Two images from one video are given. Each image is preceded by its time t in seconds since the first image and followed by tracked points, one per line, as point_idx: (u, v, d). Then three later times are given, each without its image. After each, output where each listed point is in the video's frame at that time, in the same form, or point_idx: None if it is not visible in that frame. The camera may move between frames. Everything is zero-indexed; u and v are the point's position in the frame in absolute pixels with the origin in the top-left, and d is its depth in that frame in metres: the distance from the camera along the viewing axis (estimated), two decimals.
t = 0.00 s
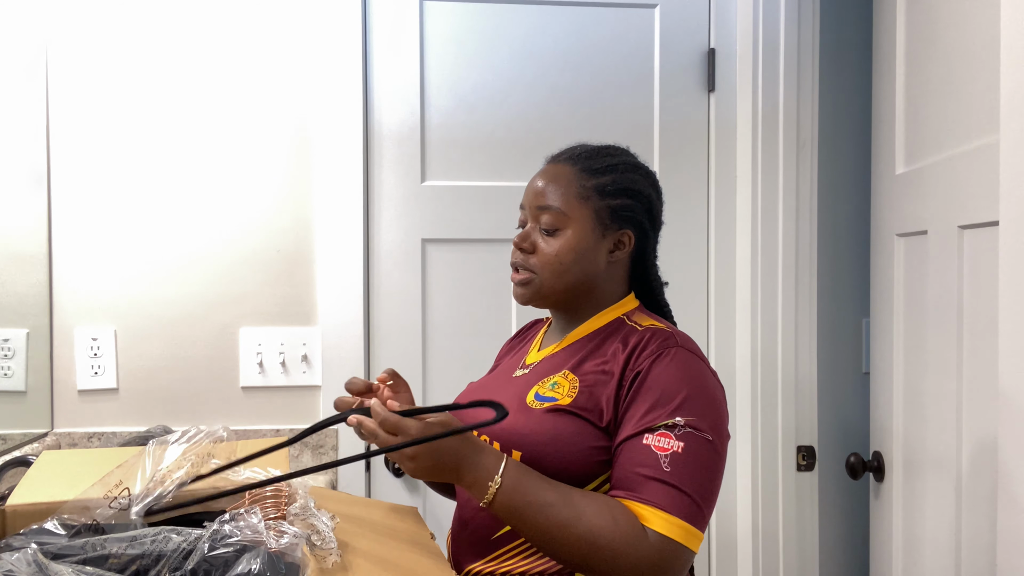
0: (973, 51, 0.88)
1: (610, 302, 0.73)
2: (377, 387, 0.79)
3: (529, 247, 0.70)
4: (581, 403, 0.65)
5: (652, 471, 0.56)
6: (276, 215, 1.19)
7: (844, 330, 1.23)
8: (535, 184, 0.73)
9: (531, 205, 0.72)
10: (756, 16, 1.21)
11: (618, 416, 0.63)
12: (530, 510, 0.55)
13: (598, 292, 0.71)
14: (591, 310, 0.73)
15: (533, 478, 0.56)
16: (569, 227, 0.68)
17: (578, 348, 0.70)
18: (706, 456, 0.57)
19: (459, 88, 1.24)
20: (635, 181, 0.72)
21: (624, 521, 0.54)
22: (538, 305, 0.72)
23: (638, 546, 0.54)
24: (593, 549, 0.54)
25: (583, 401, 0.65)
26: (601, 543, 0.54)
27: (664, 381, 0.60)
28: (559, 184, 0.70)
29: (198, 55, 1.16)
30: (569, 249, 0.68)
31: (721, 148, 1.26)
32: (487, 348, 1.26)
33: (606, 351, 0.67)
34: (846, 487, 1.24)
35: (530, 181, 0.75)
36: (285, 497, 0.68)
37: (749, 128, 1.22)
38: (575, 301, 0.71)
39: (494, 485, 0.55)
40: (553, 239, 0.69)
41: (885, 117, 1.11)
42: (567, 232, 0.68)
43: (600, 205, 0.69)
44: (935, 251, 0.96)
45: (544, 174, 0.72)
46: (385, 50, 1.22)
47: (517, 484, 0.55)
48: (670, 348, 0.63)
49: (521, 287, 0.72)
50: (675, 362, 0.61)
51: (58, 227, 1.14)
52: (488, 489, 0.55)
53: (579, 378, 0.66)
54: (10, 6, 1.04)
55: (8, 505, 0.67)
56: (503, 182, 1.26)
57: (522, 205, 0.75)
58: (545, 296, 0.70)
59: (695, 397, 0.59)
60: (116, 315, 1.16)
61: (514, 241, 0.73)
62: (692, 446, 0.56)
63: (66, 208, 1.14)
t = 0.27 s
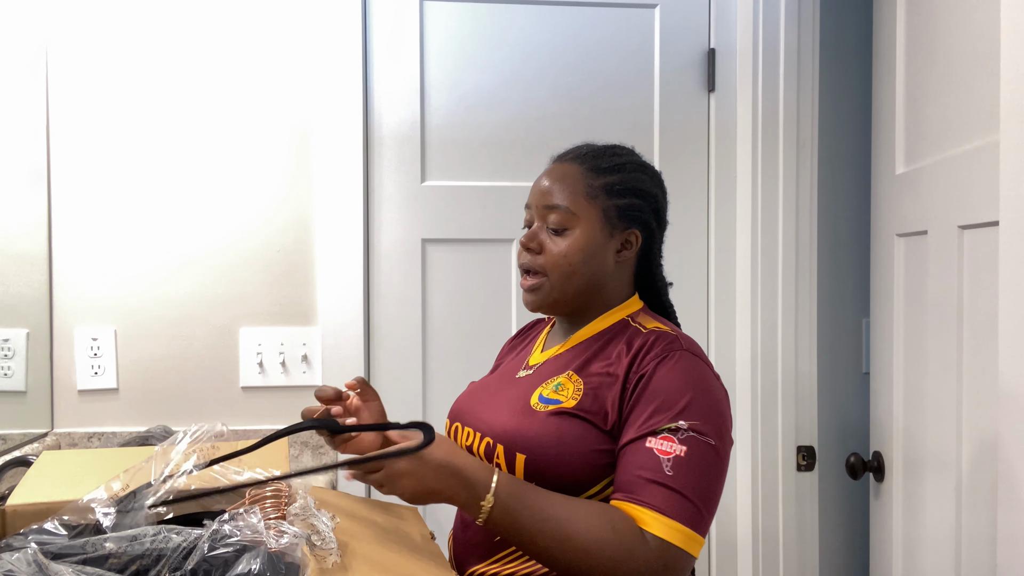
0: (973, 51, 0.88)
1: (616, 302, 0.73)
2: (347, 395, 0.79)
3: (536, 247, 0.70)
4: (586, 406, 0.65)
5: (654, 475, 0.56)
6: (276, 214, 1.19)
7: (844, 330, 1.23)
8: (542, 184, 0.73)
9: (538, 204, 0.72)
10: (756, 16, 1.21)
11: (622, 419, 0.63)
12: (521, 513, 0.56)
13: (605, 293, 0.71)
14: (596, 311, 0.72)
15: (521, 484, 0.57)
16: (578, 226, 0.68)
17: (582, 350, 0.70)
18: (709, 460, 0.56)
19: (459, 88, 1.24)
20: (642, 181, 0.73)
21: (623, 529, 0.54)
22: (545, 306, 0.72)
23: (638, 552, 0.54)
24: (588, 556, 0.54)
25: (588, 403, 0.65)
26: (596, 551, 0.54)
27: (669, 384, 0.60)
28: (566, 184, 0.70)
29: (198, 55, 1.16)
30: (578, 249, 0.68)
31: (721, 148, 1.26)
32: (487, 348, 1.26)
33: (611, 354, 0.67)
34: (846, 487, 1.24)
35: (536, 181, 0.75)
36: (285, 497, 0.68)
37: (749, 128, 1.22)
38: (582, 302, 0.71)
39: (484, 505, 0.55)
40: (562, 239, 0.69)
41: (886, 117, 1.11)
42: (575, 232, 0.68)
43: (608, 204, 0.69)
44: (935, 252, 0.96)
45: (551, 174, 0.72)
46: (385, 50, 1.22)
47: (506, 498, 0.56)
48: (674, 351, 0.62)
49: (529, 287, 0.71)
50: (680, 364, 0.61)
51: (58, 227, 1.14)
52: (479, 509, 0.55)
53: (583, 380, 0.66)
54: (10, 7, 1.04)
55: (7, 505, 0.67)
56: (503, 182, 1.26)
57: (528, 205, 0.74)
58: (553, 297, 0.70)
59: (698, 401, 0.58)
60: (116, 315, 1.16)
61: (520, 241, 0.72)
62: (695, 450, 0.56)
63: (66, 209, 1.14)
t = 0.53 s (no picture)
0: (973, 51, 0.88)
1: (615, 301, 0.73)
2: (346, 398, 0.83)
3: (534, 246, 0.69)
4: (581, 407, 0.65)
5: (658, 471, 0.55)
6: (276, 214, 1.19)
7: (844, 330, 1.23)
8: (540, 182, 0.72)
9: (536, 203, 0.71)
10: (756, 16, 1.21)
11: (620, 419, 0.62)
12: (553, 486, 0.53)
13: (604, 292, 0.71)
14: (595, 310, 0.72)
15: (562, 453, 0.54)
16: (577, 225, 0.68)
17: (579, 352, 0.70)
18: (710, 460, 0.57)
19: (459, 88, 1.24)
20: (640, 179, 0.73)
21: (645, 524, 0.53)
22: (543, 304, 0.71)
23: (654, 551, 0.52)
24: (609, 547, 0.52)
25: (584, 405, 0.65)
26: (617, 545, 0.52)
27: (668, 383, 0.60)
28: (565, 182, 0.70)
29: (199, 55, 1.16)
30: (577, 247, 0.68)
31: (721, 148, 1.26)
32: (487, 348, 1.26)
33: (608, 355, 0.67)
34: (846, 487, 1.24)
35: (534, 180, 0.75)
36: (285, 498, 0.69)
37: (749, 128, 1.22)
38: (581, 302, 0.71)
39: (528, 453, 0.53)
40: (561, 237, 0.68)
41: (886, 117, 1.11)
42: (575, 230, 0.68)
43: (608, 202, 0.70)
44: (935, 252, 0.96)
45: (550, 172, 0.72)
46: (385, 49, 1.22)
47: (548, 457, 0.53)
48: (672, 352, 0.63)
49: (527, 286, 0.71)
50: (679, 365, 0.61)
51: (58, 227, 1.14)
52: (520, 456, 0.53)
53: (579, 382, 0.67)
54: (10, 6, 1.04)
55: (7, 505, 0.67)
56: (503, 182, 1.26)
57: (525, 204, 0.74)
58: (553, 295, 0.69)
59: (699, 401, 0.59)
60: (116, 315, 1.16)
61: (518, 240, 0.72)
62: (697, 449, 0.56)
63: (66, 209, 1.14)
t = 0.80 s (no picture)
0: (973, 50, 0.88)
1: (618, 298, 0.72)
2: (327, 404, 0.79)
3: (535, 247, 0.70)
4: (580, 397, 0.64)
5: (641, 410, 0.52)
6: (277, 214, 1.19)
7: (844, 330, 1.23)
8: (540, 182, 0.73)
9: (537, 204, 0.72)
10: (756, 16, 1.21)
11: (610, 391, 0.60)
12: (489, 458, 0.45)
13: (606, 291, 0.71)
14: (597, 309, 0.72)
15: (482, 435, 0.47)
16: (577, 224, 0.68)
17: (581, 344, 0.69)
18: (694, 420, 0.54)
19: (459, 88, 1.24)
20: (641, 176, 0.73)
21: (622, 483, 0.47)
22: (546, 305, 0.72)
23: (624, 519, 0.46)
24: (566, 516, 0.45)
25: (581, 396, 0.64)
26: (582, 509, 0.45)
27: (659, 346, 0.59)
28: (565, 181, 0.70)
29: (198, 55, 1.16)
30: (577, 247, 0.68)
31: (721, 148, 1.26)
32: (487, 348, 1.26)
33: (605, 342, 0.66)
34: (846, 487, 1.24)
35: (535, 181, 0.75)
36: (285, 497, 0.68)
37: (749, 128, 1.22)
38: (582, 301, 0.71)
39: (416, 445, 0.45)
40: (561, 237, 0.69)
41: (886, 117, 1.11)
42: (574, 230, 0.68)
43: (608, 201, 0.69)
44: (935, 252, 0.96)
45: (550, 172, 0.72)
46: (385, 48, 1.22)
47: (449, 444, 0.45)
48: (664, 327, 0.62)
49: (530, 287, 0.71)
50: (672, 336, 0.61)
51: (58, 227, 1.14)
52: (409, 457, 0.44)
53: (577, 374, 0.66)
54: (11, 5, 1.04)
55: (7, 505, 0.66)
56: (503, 182, 1.26)
57: (527, 206, 0.75)
58: (554, 296, 0.70)
59: (688, 365, 0.57)
60: (116, 315, 1.16)
61: (520, 242, 0.73)
62: (681, 401, 0.53)
63: (67, 209, 1.14)
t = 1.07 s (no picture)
0: (974, 50, 0.88)
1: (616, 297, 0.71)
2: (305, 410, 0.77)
3: (531, 247, 0.70)
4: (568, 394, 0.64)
5: (614, 385, 0.53)
6: (277, 214, 1.19)
7: (844, 330, 1.23)
8: (535, 182, 0.73)
9: (532, 203, 0.72)
10: (757, 16, 1.21)
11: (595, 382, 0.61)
12: (435, 449, 0.49)
13: (603, 288, 0.70)
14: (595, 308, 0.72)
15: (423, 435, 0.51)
16: (571, 223, 0.68)
17: (574, 342, 0.69)
18: (671, 396, 0.54)
19: (459, 88, 1.24)
20: (635, 171, 0.72)
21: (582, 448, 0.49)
22: (543, 305, 0.72)
23: (589, 484, 0.48)
24: (522, 483, 0.47)
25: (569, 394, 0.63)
26: (542, 477, 0.47)
27: (642, 332, 0.59)
28: (559, 180, 0.70)
29: (198, 55, 1.16)
30: (572, 245, 0.68)
31: (721, 147, 1.26)
32: (487, 348, 1.26)
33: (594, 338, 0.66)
34: (846, 487, 1.24)
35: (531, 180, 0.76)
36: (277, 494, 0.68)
37: (749, 127, 1.22)
38: (579, 300, 0.70)
39: (358, 454, 0.49)
40: (556, 236, 0.69)
41: (886, 116, 1.11)
42: (568, 229, 0.68)
43: (602, 198, 0.69)
44: (936, 252, 0.96)
45: (544, 171, 0.72)
46: (385, 48, 1.22)
47: (387, 447, 0.49)
48: (646, 317, 0.63)
49: (527, 287, 0.72)
50: (654, 323, 0.61)
51: (58, 227, 1.14)
52: (352, 464, 0.48)
53: (566, 372, 0.66)
54: (10, 6, 1.04)
55: (8, 505, 0.66)
56: (504, 182, 1.26)
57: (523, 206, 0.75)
58: (550, 295, 0.70)
59: (669, 347, 0.58)
60: (116, 315, 1.16)
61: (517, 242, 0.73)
62: (658, 377, 0.54)
63: (66, 209, 1.14)
